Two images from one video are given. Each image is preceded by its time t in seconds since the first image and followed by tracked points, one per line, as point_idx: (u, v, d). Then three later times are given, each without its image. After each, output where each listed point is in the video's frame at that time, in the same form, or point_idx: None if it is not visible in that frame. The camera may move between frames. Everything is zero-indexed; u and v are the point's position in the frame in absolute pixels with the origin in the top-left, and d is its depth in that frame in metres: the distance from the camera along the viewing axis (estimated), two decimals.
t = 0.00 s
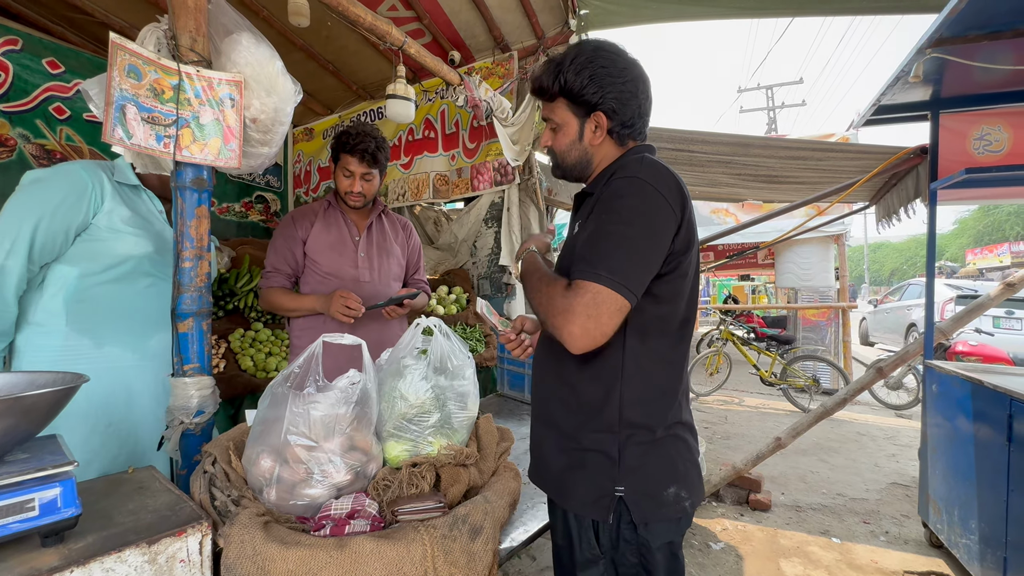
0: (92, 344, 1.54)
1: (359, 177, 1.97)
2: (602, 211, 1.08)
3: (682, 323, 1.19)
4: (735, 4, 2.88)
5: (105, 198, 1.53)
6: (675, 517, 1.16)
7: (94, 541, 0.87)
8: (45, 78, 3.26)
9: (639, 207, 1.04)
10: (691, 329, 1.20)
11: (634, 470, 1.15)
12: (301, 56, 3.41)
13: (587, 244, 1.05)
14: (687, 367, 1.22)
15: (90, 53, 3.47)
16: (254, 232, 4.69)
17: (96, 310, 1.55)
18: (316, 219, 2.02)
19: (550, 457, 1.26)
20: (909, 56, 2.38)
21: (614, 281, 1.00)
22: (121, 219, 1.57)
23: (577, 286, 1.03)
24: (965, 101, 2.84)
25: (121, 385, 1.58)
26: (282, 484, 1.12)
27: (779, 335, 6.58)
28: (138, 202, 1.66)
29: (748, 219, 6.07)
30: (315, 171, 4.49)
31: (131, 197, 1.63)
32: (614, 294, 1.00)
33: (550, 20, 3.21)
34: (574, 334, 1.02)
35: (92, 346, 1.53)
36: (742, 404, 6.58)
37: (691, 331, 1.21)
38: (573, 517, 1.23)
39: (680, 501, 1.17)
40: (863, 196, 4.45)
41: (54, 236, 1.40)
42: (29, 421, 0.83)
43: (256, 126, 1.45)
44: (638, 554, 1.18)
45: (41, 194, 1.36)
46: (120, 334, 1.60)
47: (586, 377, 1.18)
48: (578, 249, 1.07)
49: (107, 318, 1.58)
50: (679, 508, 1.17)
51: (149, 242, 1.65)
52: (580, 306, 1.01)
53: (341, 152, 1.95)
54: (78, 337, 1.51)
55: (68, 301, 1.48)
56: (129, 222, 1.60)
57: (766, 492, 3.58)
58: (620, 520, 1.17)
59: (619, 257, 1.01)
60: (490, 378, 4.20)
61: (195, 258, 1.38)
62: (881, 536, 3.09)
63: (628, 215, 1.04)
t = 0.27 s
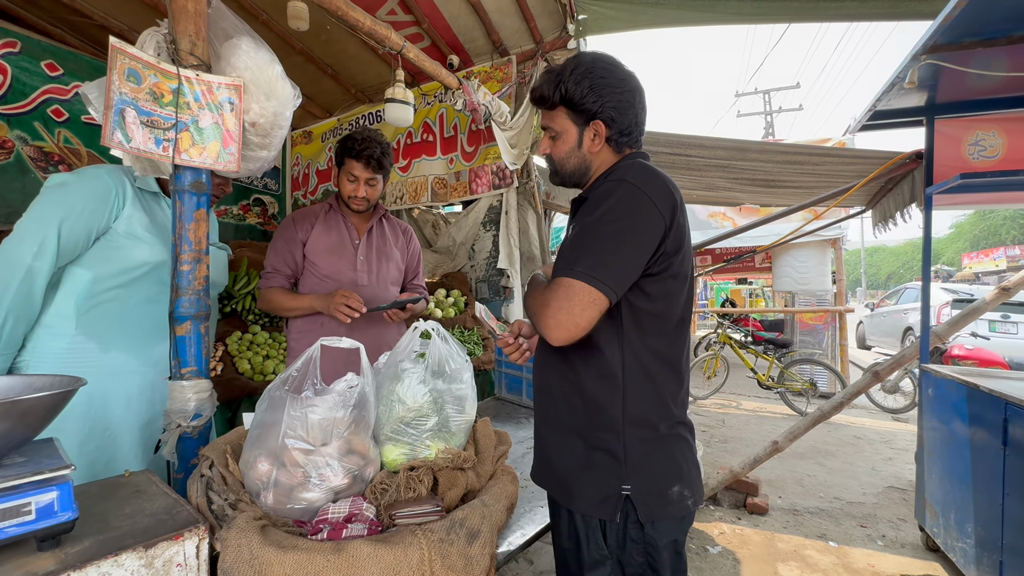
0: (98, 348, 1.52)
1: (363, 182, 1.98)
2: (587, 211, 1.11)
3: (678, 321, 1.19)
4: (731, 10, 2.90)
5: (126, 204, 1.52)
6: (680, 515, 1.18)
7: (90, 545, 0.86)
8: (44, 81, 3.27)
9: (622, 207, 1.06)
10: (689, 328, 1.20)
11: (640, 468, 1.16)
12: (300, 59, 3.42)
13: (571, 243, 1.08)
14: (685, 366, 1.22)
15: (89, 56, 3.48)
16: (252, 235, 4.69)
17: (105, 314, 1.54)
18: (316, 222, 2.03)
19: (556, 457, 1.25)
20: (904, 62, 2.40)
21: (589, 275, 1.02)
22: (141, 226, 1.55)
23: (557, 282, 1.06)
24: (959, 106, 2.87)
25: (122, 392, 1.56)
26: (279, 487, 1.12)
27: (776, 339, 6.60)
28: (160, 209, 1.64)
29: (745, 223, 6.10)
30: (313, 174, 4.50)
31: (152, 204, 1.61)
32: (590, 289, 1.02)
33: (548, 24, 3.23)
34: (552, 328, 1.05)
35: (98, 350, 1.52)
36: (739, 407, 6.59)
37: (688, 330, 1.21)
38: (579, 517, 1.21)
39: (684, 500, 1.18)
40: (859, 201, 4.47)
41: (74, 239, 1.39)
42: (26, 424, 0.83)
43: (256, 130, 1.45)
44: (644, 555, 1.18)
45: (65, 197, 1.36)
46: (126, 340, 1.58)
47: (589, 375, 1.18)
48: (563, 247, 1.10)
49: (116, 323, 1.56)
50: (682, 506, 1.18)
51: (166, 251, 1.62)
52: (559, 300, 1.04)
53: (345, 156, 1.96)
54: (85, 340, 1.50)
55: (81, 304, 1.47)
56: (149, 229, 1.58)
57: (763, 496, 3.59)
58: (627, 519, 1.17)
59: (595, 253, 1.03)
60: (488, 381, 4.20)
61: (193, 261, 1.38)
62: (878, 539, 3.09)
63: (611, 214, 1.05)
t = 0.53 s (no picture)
0: (100, 353, 1.52)
1: (373, 187, 2.00)
2: (579, 215, 1.11)
3: (670, 325, 1.19)
4: (729, 15, 2.91)
5: (131, 210, 1.52)
6: (665, 519, 1.17)
7: (86, 549, 0.86)
8: (42, 83, 3.27)
9: (613, 210, 1.06)
10: (680, 331, 1.21)
11: (626, 471, 1.15)
12: (300, 63, 3.42)
13: (564, 248, 1.08)
14: (676, 369, 1.22)
15: (88, 58, 3.48)
16: (250, 237, 4.68)
17: (108, 319, 1.53)
18: (314, 224, 2.03)
19: (546, 457, 1.25)
20: (900, 68, 2.42)
21: (585, 281, 1.02)
22: (146, 232, 1.55)
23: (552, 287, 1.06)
24: (955, 112, 2.89)
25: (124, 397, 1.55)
26: (276, 491, 1.12)
27: (774, 343, 6.61)
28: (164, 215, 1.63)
29: (743, 227, 6.11)
30: (311, 176, 4.50)
31: (156, 210, 1.61)
32: (586, 294, 1.02)
33: (547, 29, 3.24)
34: (550, 334, 1.05)
35: (99, 355, 1.52)
36: (737, 411, 6.59)
37: (680, 333, 1.22)
38: (564, 517, 1.22)
39: (670, 505, 1.18)
40: (856, 205, 4.49)
41: (81, 246, 1.39)
42: (21, 427, 0.83)
43: (255, 133, 1.46)
44: (627, 558, 1.18)
45: (74, 203, 1.36)
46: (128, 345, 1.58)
47: (578, 377, 1.18)
48: (555, 252, 1.10)
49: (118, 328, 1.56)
50: (668, 512, 1.17)
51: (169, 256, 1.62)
52: (555, 306, 1.04)
53: (353, 160, 1.97)
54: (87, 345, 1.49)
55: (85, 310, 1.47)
56: (154, 236, 1.58)
57: (761, 500, 3.58)
58: (611, 521, 1.17)
59: (590, 258, 1.03)
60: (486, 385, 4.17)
61: (191, 264, 1.38)
62: (876, 544, 3.09)
63: (604, 219, 1.05)
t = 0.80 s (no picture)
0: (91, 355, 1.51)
1: (374, 191, 2.00)
2: (569, 221, 1.10)
3: (662, 329, 1.19)
4: (727, 20, 2.93)
5: (118, 210, 1.53)
6: (647, 527, 1.15)
7: (82, 552, 0.86)
8: (41, 84, 3.27)
9: (603, 215, 1.06)
10: (673, 336, 1.21)
11: (608, 476, 1.14)
12: (299, 65, 3.43)
13: (556, 254, 1.08)
14: (669, 374, 1.21)
15: (88, 59, 3.48)
16: (248, 239, 4.68)
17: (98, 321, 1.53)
18: (312, 226, 2.03)
19: (534, 460, 1.26)
20: (897, 72, 2.43)
21: (579, 288, 1.02)
22: (134, 232, 1.56)
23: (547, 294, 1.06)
24: (952, 116, 2.90)
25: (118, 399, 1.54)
26: (273, 493, 1.12)
27: (772, 346, 6.61)
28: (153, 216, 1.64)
29: (741, 230, 6.13)
30: (310, 178, 4.50)
31: (144, 210, 1.62)
32: (581, 301, 1.02)
33: (546, 33, 3.25)
34: (547, 343, 1.06)
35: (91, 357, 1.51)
36: (735, 414, 6.59)
37: (672, 338, 1.21)
38: (547, 519, 1.23)
39: (653, 512, 1.16)
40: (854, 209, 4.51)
41: (68, 248, 1.40)
42: (18, 429, 0.83)
43: (254, 135, 1.46)
44: (608, 563, 1.17)
45: (58, 204, 1.37)
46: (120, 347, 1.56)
47: (565, 382, 1.19)
48: (547, 258, 1.10)
49: (110, 330, 1.55)
50: (651, 519, 1.15)
51: (158, 255, 1.61)
52: (551, 315, 1.04)
53: (357, 163, 1.97)
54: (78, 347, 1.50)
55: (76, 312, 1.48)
56: (142, 235, 1.58)
57: (759, 504, 3.58)
58: (593, 525, 1.17)
59: (582, 264, 1.03)
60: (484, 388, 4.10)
61: (189, 265, 1.38)
62: (874, 548, 3.09)
63: (594, 225, 1.05)
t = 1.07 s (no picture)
0: (73, 357, 1.50)
1: (375, 192, 2.00)
2: (560, 238, 1.10)
3: (652, 339, 1.18)
4: (726, 24, 2.94)
5: (94, 211, 1.50)
6: (631, 535, 1.14)
7: (78, 555, 0.85)
8: (40, 85, 3.27)
9: (593, 231, 1.06)
10: (661, 348, 1.18)
11: (591, 483, 1.14)
12: (299, 67, 3.43)
13: (551, 273, 1.07)
14: (658, 384, 1.20)
15: (87, 60, 3.48)
16: (246, 241, 4.67)
17: (80, 323, 1.53)
18: (312, 228, 2.03)
19: (518, 466, 1.27)
20: (894, 78, 2.45)
21: (581, 308, 1.02)
22: (112, 233, 1.54)
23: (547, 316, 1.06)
24: (949, 121, 2.92)
25: (108, 399, 1.55)
26: (271, 496, 1.11)
27: (770, 349, 6.62)
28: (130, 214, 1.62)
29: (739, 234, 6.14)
30: (309, 181, 4.50)
31: (121, 209, 1.59)
32: (582, 320, 1.02)
33: (546, 36, 3.26)
34: (552, 366, 1.05)
35: (73, 359, 1.50)
36: (733, 417, 6.59)
37: (660, 350, 1.18)
38: (531, 524, 1.24)
39: (637, 520, 1.15)
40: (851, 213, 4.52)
41: (46, 251, 1.37)
42: (15, 431, 0.83)
43: (253, 137, 1.47)
44: (590, 569, 1.17)
45: (34, 206, 1.34)
46: (104, 348, 1.57)
47: (550, 392, 1.20)
48: (543, 278, 1.10)
49: (93, 331, 1.55)
50: (635, 527, 1.15)
51: (139, 254, 1.62)
52: (553, 338, 1.04)
53: (357, 165, 1.98)
54: (59, 350, 1.48)
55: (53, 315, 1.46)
56: (120, 236, 1.57)
57: (757, 507, 3.58)
58: (575, 531, 1.17)
59: (579, 283, 1.03)
60: (483, 391, 4.04)
61: (188, 267, 1.38)
62: (872, 551, 3.09)
63: (586, 241, 1.05)
